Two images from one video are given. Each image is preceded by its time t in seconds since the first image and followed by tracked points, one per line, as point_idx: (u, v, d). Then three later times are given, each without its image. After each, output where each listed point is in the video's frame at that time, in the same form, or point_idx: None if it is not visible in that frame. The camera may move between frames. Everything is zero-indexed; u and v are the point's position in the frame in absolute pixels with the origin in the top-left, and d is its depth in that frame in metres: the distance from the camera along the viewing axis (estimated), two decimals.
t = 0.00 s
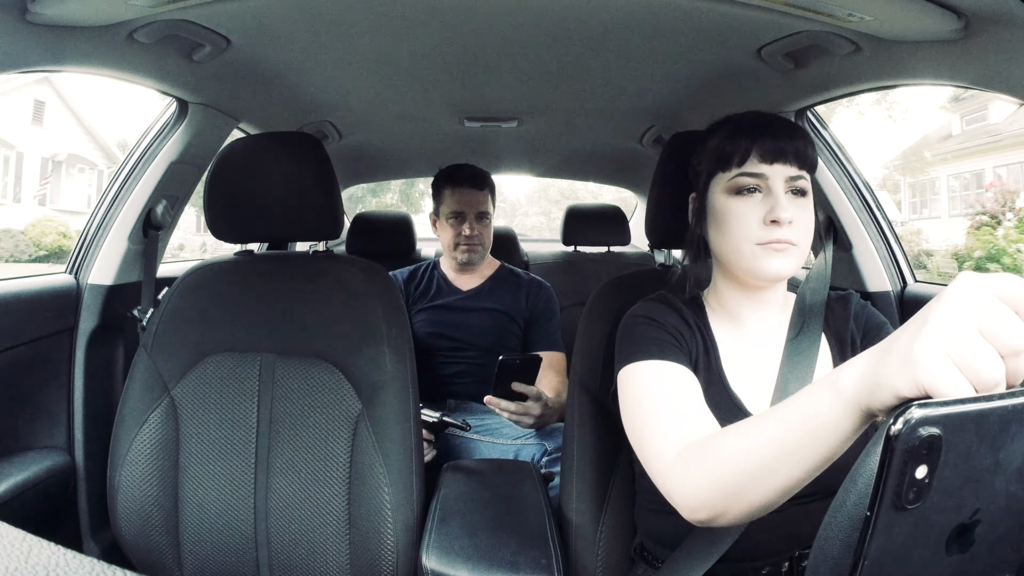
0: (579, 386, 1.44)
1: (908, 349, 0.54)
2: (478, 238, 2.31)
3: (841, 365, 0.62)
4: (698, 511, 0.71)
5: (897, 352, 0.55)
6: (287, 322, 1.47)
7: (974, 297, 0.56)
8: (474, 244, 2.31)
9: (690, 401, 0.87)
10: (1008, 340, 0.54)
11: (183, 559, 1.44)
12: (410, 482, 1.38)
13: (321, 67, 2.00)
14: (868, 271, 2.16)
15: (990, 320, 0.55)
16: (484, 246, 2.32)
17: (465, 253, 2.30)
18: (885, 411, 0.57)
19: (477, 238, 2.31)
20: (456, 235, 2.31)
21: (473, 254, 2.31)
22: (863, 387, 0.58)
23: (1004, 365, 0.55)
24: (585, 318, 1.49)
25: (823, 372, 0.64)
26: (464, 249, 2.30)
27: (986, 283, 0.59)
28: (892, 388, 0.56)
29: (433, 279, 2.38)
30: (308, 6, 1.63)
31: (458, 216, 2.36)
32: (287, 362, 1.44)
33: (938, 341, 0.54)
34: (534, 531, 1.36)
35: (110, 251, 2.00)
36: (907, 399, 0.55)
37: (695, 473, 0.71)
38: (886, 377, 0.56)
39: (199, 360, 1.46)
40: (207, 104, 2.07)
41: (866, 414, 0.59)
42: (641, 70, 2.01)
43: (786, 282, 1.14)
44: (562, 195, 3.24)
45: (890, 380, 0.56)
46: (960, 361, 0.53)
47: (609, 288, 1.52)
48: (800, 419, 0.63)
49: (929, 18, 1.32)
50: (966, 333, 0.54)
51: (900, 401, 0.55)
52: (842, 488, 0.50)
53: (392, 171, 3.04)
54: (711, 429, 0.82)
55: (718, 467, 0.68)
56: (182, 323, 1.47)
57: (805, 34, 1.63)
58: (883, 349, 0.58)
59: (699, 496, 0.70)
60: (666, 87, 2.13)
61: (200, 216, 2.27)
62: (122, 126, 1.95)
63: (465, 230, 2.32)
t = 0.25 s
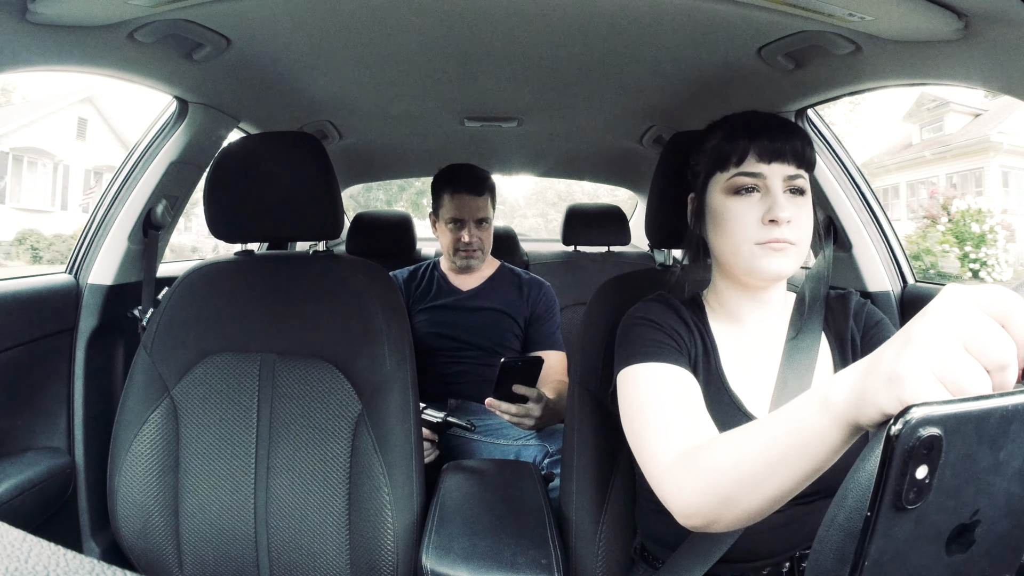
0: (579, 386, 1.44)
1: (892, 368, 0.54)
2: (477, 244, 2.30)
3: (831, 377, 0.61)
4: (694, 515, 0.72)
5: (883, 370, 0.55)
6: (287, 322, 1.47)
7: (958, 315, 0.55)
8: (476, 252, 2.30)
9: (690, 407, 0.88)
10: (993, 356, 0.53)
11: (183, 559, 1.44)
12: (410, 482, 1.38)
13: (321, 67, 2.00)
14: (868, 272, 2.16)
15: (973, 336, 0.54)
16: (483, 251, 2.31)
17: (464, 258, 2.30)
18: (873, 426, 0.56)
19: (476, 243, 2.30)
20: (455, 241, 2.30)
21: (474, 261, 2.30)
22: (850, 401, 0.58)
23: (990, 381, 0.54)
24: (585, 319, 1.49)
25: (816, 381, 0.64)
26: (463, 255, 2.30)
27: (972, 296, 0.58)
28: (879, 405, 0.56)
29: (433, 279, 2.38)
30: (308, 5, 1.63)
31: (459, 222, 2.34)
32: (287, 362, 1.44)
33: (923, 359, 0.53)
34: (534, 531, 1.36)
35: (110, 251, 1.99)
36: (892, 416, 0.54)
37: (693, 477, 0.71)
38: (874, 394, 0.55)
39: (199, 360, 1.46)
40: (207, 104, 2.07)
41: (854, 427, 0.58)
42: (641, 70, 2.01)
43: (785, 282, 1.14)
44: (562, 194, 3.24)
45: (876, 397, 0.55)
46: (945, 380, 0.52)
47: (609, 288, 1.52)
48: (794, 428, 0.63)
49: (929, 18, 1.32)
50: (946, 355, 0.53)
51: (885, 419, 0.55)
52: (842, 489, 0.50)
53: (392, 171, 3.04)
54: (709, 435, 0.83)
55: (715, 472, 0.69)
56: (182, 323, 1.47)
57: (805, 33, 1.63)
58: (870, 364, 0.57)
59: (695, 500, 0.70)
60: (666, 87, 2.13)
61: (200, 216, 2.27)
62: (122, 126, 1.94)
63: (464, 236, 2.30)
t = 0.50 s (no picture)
0: (578, 386, 1.44)
1: (878, 384, 0.55)
2: (474, 250, 2.29)
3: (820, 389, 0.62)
4: (687, 520, 0.72)
5: (869, 386, 0.56)
6: (286, 322, 1.47)
7: (942, 331, 0.56)
8: (475, 258, 2.30)
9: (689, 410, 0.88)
10: (980, 368, 0.54)
11: (182, 560, 1.44)
12: (410, 482, 1.38)
13: (322, 67, 2.00)
14: (867, 273, 2.15)
15: (960, 352, 0.55)
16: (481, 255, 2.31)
17: (462, 264, 2.29)
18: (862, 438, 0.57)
19: (473, 249, 2.29)
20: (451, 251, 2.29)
21: (473, 266, 2.30)
22: (839, 411, 0.58)
23: (979, 393, 0.55)
24: (582, 322, 1.49)
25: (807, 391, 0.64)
26: (461, 261, 2.29)
27: (957, 312, 0.59)
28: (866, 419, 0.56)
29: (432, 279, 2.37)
30: (308, 6, 1.63)
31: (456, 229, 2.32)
32: (286, 362, 1.44)
33: (909, 375, 0.54)
34: (534, 531, 1.36)
35: (110, 251, 1.99)
36: (881, 431, 0.55)
37: (688, 482, 0.72)
38: (862, 408, 0.56)
39: (199, 360, 1.46)
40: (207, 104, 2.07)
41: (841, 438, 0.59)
42: (642, 70, 2.02)
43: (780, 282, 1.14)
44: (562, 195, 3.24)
45: (864, 411, 0.56)
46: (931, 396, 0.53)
47: (607, 289, 1.52)
48: (783, 437, 0.63)
49: (929, 18, 1.32)
50: (931, 370, 0.54)
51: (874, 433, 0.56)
52: (842, 488, 0.50)
53: (392, 171, 3.04)
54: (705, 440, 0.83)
55: (710, 477, 0.69)
56: (181, 323, 1.47)
57: (805, 33, 1.63)
58: (857, 378, 0.58)
59: (689, 504, 0.71)
60: (666, 87, 2.13)
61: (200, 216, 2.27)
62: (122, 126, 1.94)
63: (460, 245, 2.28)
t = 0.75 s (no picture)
0: (579, 386, 1.44)
1: (879, 383, 0.55)
2: (483, 246, 2.30)
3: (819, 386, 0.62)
4: (692, 522, 0.73)
5: (868, 387, 0.56)
6: (287, 321, 1.46)
7: (942, 332, 0.56)
8: (483, 256, 2.30)
9: (691, 406, 0.88)
10: (980, 369, 0.54)
11: (182, 559, 1.44)
12: (410, 482, 1.38)
13: (322, 67, 2.00)
14: (867, 272, 2.16)
15: (959, 354, 0.55)
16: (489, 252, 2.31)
17: (471, 261, 2.29)
18: (864, 437, 0.57)
19: (482, 246, 2.30)
20: (460, 247, 2.29)
21: (480, 264, 2.30)
22: (836, 411, 0.59)
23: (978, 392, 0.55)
24: (583, 321, 1.49)
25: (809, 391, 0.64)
26: (470, 257, 2.29)
27: (957, 312, 0.59)
28: (865, 421, 0.56)
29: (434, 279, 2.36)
30: (308, 5, 1.63)
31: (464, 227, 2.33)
32: (287, 361, 1.44)
33: (907, 374, 0.54)
34: (534, 531, 1.36)
35: (111, 250, 2.00)
36: (880, 431, 0.55)
37: (691, 483, 0.72)
38: (860, 408, 0.56)
39: (199, 359, 1.46)
40: (207, 104, 2.07)
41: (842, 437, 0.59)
42: (642, 71, 2.02)
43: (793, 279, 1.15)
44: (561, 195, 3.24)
45: (865, 408, 0.56)
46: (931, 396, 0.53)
47: (609, 286, 1.52)
48: (786, 438, 0.63)
49: (929, 18, 1.32)
50: (930, 371, 0.54)
51: (872, 432, 0.56)
52: (842, 488, 0.50)
53: (392, 171, 3.05)
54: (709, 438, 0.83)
55: (712, 477, 0.70)
56: (182, 322, 1.47)
57: (805, 34, 1.63)
58: (857, 378, 0.58)
59: (694, 506, 0.72)
60: (666, 87, 2.13)
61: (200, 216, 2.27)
62: (122, 126, 1.95)
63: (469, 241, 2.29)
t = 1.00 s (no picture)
0: (579, 386, 1.44)
1: (873, 392, 0.55)
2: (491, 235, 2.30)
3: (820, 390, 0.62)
4: (694, 521, 0.73)
5: (864, 391, 0.56)
6: (287, 321, 1.46)
7: (937, 338, 0.56)
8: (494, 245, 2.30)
9: (694, 404, 0.88)
10: (975, 373, 0.55)
11: (182, 559, 1.44)
12: (410, 482, 1.38)
13: (321, 67, 2.00)
14: (867, 272, 2.16)
15: (954, 358, 0.56)
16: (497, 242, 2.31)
17: (479, 251, 2.28)
18: (864, 439, 0.57)
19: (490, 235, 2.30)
20: (468, 236, 2.29)
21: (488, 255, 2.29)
22: (835, 415, 0.58)
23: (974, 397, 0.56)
24: (584, 321, 1.49)
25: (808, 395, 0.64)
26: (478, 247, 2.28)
27: (952, 317, 0.59)
28: (862, 428, 0.56)
29: (436, 277, 2.34)
30: (307, 5, 1.63)
31: (472, 216, 2.35)
32: (287, 361, 1.44)
33: (901, 383, 0.54)
34: (535, 531, 1.36)
35: (110, 250, 1.99)
36: (876, 436, 0.55)
37: (692, 483, 0.72)
38: (857, 415, 0.56)
39: (199, 359, 1.46)
40: (207, 104, 2.07)
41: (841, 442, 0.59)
42: (642, 70, 2.01)
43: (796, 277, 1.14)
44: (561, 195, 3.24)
45: (861, 413, 0.56)
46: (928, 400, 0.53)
47: (609, 287, 1.52)
48: (786, 441, 0.63)
49: (929, 17, 1.31)
50: (927, 377, 0.54)
51: (872, 436, 0.56)
52: (843, 489, 0.50)
53: (392, 171, 3.04)
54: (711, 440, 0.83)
55: (713, 478, 0.70)
56: (181, 322, 1.47)
57: (805, 33, 1.62)
58: (853, 385, 0.58)
59: (696, 507, 0.71)
60: (666, 87, 2.13)
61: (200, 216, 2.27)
62: (121, 126, 1.94)
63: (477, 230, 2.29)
